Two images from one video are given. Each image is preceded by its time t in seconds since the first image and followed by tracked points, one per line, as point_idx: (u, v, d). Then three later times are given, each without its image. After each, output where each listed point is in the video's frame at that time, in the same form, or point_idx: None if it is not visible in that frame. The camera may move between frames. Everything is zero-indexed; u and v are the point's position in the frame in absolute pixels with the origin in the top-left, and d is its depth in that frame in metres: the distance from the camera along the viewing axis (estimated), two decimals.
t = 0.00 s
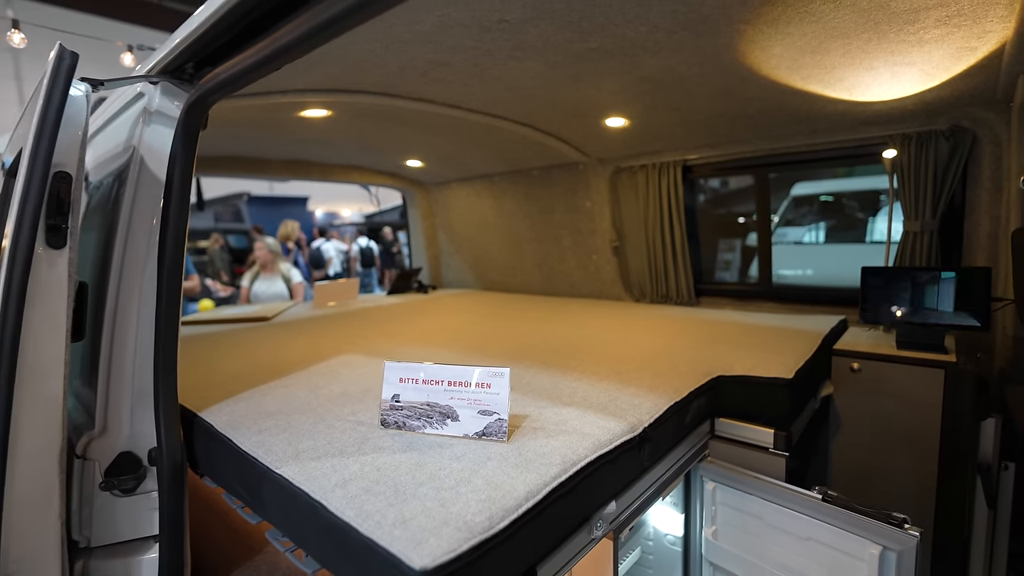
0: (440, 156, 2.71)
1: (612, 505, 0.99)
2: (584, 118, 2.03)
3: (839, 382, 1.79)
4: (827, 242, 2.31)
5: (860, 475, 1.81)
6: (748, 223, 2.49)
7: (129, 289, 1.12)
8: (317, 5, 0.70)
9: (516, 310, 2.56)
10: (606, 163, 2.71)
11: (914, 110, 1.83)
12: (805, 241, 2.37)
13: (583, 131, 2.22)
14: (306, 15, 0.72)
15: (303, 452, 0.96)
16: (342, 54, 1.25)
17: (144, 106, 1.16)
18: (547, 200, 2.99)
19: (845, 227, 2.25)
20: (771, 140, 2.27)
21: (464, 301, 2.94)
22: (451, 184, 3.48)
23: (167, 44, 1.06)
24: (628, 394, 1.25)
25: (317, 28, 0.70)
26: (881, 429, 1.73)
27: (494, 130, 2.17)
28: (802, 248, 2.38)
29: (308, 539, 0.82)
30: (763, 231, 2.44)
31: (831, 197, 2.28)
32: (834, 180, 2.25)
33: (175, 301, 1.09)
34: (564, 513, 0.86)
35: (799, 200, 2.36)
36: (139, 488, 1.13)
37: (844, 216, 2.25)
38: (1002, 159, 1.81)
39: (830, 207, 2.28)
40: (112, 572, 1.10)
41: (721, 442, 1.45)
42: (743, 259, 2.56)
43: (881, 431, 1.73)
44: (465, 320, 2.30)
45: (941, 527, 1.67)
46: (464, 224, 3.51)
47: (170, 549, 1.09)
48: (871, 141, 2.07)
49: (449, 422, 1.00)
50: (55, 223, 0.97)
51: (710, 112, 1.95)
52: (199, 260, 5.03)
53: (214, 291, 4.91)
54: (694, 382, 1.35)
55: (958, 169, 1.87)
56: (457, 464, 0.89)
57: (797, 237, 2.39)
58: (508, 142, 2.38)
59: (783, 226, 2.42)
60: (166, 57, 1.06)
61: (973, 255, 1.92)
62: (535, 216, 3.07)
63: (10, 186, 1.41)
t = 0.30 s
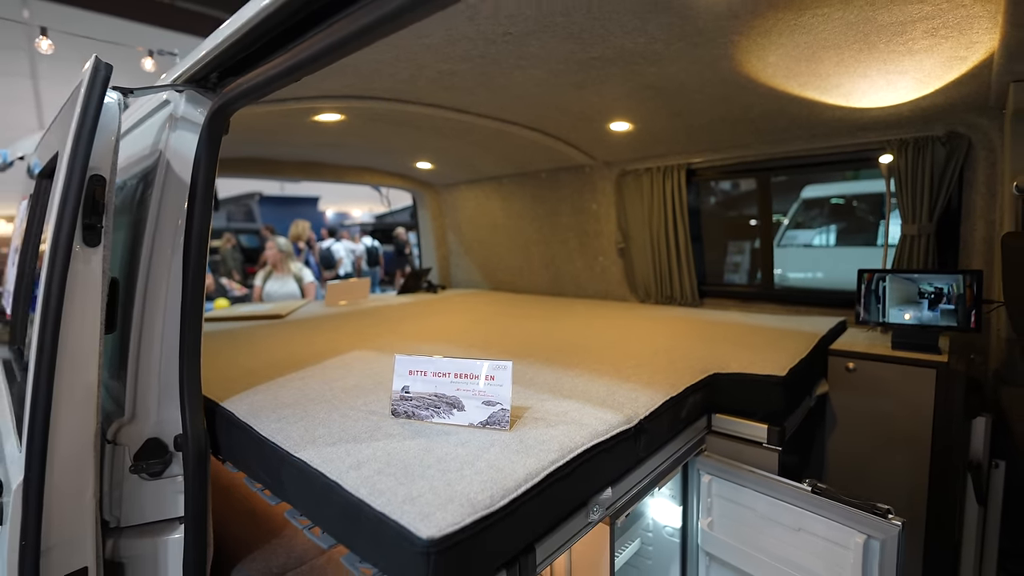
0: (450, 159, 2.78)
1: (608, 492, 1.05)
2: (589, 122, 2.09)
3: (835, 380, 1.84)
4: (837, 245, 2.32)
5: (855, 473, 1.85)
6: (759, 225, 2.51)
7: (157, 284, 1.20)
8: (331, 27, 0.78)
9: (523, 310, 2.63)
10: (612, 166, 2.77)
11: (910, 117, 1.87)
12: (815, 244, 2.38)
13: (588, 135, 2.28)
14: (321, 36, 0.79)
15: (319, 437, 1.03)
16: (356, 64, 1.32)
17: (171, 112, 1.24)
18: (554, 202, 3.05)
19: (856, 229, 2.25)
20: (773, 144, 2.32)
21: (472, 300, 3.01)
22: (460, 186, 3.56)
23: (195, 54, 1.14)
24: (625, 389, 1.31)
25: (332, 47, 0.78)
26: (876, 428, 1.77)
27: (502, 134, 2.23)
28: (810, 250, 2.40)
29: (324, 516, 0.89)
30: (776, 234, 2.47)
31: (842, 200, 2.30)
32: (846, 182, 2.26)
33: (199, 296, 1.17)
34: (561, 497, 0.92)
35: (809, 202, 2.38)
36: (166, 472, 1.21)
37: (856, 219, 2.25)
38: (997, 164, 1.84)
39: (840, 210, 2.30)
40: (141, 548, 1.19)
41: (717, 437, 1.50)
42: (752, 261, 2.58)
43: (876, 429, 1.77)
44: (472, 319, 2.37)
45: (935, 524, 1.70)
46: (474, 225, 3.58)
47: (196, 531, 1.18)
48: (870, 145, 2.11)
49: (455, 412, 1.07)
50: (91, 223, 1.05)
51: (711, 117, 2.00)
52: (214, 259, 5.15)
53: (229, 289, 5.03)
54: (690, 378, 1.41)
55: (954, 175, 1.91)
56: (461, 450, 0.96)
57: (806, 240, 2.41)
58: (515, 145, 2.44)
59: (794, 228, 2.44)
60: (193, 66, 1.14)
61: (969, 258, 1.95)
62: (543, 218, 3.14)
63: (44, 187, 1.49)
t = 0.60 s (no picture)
0: (459, 165, 2.87)
1: (604, 478, 1.12)
2: (592, 131, 2.17)
3: (828, 381, 1.90)
4: (844, 252, 2.35)
5: (849, 472, 1.91)
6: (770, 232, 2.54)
7: (185, 283, 1.29)
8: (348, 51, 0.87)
9: (529, 312, 2.70)
10: (616, 173, 2.85)
11: (903, 127, 1.93)
12: (822, 250, 2.40)
13: (592, 143, 2.36)
14: (339, 58, 0.89)
15: (336, 425, 1.11)
16: (371, 78, 1.41)
17: (199, 123, 1.33)
18: (559, 208, 3.13)
19: (862, 236, 2.28)
20: (771, 153, 2.39)
21: (479, 303, 3.09)
22: (469, 192, 3.65)
23: (223, 69, 1.24)
24: (623, 384, 1.38)
25: (350, 68, 0.87)
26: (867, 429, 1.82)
27: (508, 141, 2.32)
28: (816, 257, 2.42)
29: (342, 495, 0.97)
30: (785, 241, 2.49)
31: (849, 207, 2.31)
32: (852, 189, 2.29)
33: (224, 293, 1.25)
34: (560, 480, 0.99)
35: (816, 209, 2.40)
36: (191, 458, 1.30)
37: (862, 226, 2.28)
38: (987, 172, 1.91)
39: (847, 217, 2.31)
40: (169, 530, 1.27)
41: (712, 432, 1.57)
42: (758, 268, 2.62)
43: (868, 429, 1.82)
44: (478, 321, 2.44)
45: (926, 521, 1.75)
46: (481, 230, 3.67)
47: (220, 514, 1.26)
48: (864, 154, 2.18)
49: (463, 403, 1.15)
50: (128, 225, 1.14)
51: (710, 126, 2.07)
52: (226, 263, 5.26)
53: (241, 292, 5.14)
54: (685, 375, 1.48)
55: (945, 183, 1.98)
56: (468, 437, 1.03)
57: (813, 247, 2.42)
58: (522, 152, 2.53)
59: (800, 235, 2.46)
60: (220, 81, 1.24)
61: (961, 264, 2.01)
62: (548, 223, 3.22)
63: (78, 192, 1.58)
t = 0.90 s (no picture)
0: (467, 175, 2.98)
1: (603, 465, 1.21)
2: (595, 142, 2.28)
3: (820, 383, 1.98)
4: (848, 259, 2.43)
5: (841, 470, 1.98)
6: (776, 241, 2.63)
7: (215, 284, 1.39)
8: (367, 78, 0.99)
9: (534, 317, 2.80)
10: (618, 182, 2.95)
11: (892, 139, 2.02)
12: (826, 258, 2.50)
13: (595, 154, 2.47)
14: (361, 83, 1.00)
15: (356, 415, 1.21)
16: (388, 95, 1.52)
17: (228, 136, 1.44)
18: (564, 216, 3.23)
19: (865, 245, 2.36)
20: (767, 163, 2.49)
21: (485, 308, 3.19)
22: (476, 200, 3.76)
23: (252, 88, 1.35)
24: (622, 381, 1.47)
25: (370, 91, 0.98)
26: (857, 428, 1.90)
27: (515, 152, 2.42)
28: (820, 265, 2.52)
29: (364, 477, 1.06)
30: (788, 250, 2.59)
31: (852, 216, 2.41)
32: (853, 199, 2.39)
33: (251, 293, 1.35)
34: (562, 464, 1.08)
35: (820, 218, 2.50)
36: (220, 447, 1.40)
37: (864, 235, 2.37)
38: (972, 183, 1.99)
39: (850, 226, 2.41)
40: (198, 514, 1.37)
41: (707, 428, 1.65)
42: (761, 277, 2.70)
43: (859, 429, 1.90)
44: (485, 324, 2.54)
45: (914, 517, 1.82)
46: (488, 237, 3.78)
47: (247, 499, 1.36)
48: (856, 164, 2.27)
49: (473, 395, 1.25)
50: (168, 230, 1.24)
51: (708, 138, 2.17)
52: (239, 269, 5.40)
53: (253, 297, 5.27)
54: (681, 374, 1.57)
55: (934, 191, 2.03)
56: (477, 425, 1.13)
57: (817, 255, 2.52)
58: (527, 162, 2.63)
59: (805, 243, 2.56)
60: (249, 99, 1.34)
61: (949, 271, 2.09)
62: (553, 230, 3.32)
63: (111, 200, 1.69)
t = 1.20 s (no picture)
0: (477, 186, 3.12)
1: (606, 455, 1.32)
2: (600, 157, 2.40)
3: (813, 385, 2.09)
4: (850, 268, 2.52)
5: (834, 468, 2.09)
6: (782, 250, 2.73)
7: (252, 288, 1.52)
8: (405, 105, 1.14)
9: (541, 322, 2.92)
10: (623, 194, 3.07)
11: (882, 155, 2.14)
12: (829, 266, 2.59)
13: (601, 168, 2.59)
14: (396, 110, 1.16)
15: (381, 407, 1.33)
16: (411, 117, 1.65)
17: (266, 154, 1.57)
18: (570, 226, 3.36)
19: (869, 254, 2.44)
20: (764, 177, 2.60)
21: (494, 314, 3.31)
22: (485, 211, 3.90)
23: (288, 112, 1.49)
24: (624, 381, 1.58)
25: (407, 116, 1.13)
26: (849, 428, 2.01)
27: (524, 166, 2.55)
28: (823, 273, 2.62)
29: (390, 462, 1.18)
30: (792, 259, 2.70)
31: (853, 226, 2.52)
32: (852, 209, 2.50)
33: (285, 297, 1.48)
34: (570, 452, 1.19)
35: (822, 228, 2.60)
36: (253, 438, 1.52)
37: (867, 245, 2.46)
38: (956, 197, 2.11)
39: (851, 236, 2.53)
40: (232, 499, 1.49)
41: (704, 426, 1.76)
42: (765, 285, 2.81)
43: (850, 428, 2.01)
44: (493, 329, 2.67)
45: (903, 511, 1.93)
46: (497, 245, 3.91)
47: (278, 486, 1.47)
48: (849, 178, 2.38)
49: (486, 390, 1.37)
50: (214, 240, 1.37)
51: (707, 154, 2.29)
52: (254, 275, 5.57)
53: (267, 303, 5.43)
54: (680, 375, 1.68)
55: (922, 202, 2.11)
56: (492, 416, 1.25)
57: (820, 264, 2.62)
58: (535, 175, 2.76)
59: (807, 253, 2.65)
60: (286, 123, 1.48)
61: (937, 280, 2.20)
62: (560, 240, 3.44)
63: (152, 211, 1.82)
